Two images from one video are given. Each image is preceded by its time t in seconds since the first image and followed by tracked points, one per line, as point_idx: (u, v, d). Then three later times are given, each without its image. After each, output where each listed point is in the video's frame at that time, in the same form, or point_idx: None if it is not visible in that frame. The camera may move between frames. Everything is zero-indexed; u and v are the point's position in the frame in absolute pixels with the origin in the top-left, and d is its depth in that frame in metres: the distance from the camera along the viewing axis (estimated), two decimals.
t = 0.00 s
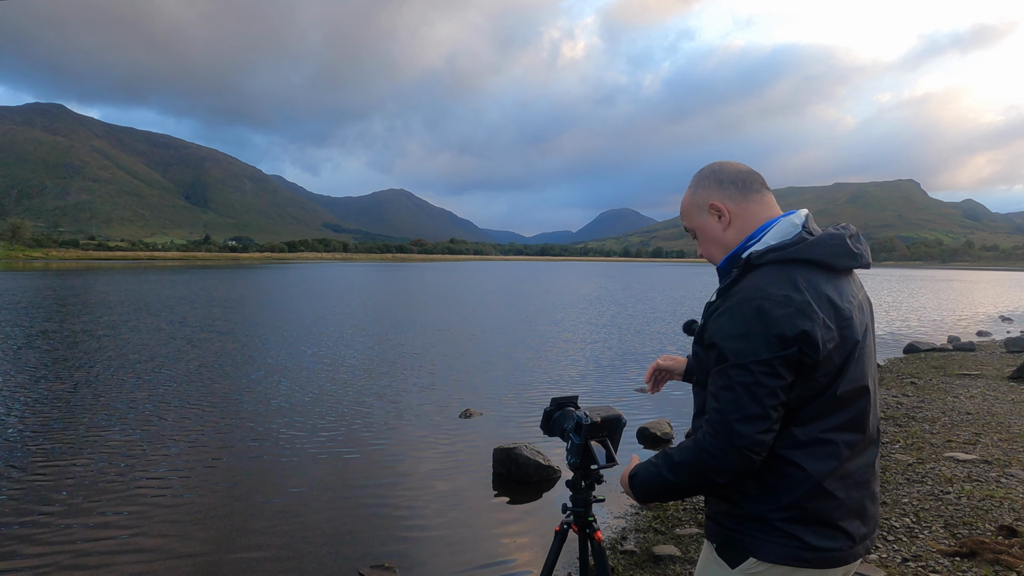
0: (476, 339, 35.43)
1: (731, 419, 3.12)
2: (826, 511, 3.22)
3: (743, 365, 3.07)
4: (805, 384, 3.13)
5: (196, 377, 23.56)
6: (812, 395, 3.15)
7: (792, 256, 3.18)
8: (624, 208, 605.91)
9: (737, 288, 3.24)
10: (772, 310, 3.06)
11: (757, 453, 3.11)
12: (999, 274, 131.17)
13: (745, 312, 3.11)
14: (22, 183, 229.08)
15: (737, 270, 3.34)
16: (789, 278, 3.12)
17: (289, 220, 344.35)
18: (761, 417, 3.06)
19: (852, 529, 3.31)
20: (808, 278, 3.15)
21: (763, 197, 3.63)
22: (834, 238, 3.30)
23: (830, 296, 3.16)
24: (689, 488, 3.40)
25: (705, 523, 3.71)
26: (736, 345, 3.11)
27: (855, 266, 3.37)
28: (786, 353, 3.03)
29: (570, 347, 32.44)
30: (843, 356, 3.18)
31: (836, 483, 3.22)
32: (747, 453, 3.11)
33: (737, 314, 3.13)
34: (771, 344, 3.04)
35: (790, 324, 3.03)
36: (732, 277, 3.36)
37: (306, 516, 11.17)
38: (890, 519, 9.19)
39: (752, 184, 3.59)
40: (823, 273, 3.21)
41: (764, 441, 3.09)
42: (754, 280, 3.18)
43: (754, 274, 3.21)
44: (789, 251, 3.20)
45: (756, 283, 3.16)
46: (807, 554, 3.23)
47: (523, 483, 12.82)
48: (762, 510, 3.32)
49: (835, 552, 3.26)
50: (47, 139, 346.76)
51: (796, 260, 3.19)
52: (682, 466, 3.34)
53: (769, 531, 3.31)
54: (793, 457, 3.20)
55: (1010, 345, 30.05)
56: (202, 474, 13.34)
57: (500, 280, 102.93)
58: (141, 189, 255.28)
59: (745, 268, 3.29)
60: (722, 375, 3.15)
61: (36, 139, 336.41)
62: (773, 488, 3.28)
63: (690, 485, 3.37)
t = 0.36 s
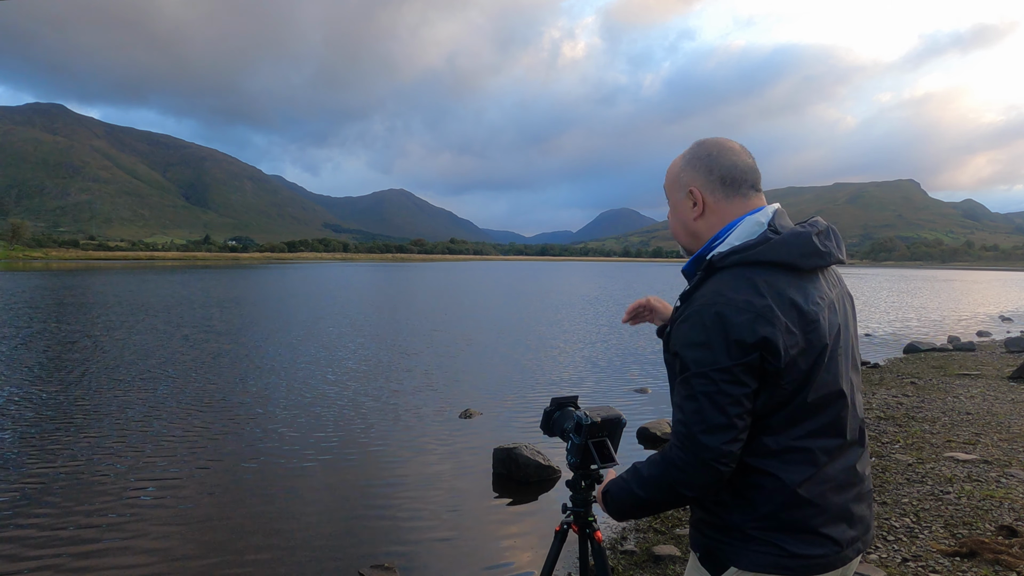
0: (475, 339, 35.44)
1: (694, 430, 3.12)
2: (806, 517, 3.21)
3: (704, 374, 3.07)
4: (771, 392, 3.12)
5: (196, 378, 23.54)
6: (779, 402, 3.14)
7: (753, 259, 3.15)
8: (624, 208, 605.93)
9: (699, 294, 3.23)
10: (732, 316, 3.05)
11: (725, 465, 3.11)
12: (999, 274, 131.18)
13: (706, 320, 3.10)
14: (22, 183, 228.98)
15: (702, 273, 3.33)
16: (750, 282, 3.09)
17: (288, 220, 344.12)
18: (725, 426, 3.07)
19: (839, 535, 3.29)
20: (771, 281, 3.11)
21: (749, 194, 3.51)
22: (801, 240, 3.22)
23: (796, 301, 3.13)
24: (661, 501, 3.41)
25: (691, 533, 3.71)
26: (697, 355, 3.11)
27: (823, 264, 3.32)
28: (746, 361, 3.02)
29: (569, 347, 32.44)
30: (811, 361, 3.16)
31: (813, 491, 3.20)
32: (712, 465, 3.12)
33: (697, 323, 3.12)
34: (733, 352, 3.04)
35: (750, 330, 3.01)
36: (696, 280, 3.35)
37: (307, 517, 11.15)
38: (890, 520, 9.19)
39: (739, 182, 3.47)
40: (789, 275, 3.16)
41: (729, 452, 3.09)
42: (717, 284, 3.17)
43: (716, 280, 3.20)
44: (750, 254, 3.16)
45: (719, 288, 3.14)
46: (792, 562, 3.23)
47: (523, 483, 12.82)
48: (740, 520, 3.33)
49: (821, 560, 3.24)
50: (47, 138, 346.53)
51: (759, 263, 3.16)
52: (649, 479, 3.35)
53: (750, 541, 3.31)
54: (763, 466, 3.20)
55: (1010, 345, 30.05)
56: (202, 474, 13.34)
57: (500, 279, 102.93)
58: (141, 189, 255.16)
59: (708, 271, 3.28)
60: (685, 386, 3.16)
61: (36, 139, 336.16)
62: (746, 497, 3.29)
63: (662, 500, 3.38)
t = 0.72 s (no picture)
0: (475, 339, 35.42)
1: (697, 428, 3.14)
2: (806, 514, 3.21)
3: (710, 373, 3.08)
4: (774, 393, 3.13)
5: (196, 378, 23.53)
6: (783, 402, 3.15)
7: (764, 262, 3.15)
8: (624, 208, 605.92)
9: (706, 294, 3.24)
10: (739, 318, 3.05)
11: (724, 462, 3.14)
12: (999, 274, 131.08)
13: (714, 319, 3.11)
14: (21, 183, 228.88)
15: (710, 273, 3.34)
16: (757, 284, 3.10)
17: (288, 220, 344.07)
18: (727, 425, 3.09)
19: (837, 530, 3.30)
20: (778, 284, 3.13)
21: (767, 193, 3.50)
22: (813, 245, 3.23)
23: (803, 304, 3.13)
24: (660, 494, 3.42)
25: (689, 526, 3.72)
26: (703, 353, 3.13)
27: (833, 270, 3.32)
28: (752, 362, 3.03)
29: (569, 347, 32.44)
30: (816, 363, 3.17)
31: (814, 488, 3.20)
32: (714, 461, 3.14)
33: (704, 323, 3.14)
34: (738, 353, 3.05)
35: (756, 332, 3.03)
36: (705, 281, 3.36)
37: (308, 517, 11.15)
38: (890, 520, 9.19)
39: (759, 180, 3.46)
40: (797, 280, 3.18)
41: (730, 450, 3.12)
42: (724, 286, 3.18)
43: (724, 281, 3.21)
44: (760, 256, 3.17)
45: (726, 289, 3.16)
46: (790, 556, 3.23)
47: (523, 483, 12.82)
48: (738, 514, 3.33)
49: (818, 553, 3.24)
50: (47, 139, 346.64)
51: (767, 266, 3.16)
52: (649, 473, 3.36)
53: (747, 535, 3.32)
54: (762, 464, 3.21)
55: (1010, 345, 30.04)
56: (202, 474, 13.36)
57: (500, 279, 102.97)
58: (141, 189, 255.14)
59: (718, 271, 3.29)
60: (689, 384, 3.17)
61: (36, 140, 336.18)
62: (747, 493, 3.30)
63: (661, 493, 3.40)
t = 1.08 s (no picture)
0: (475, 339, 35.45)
1: (727, 412, 3.12)
2: (821, 500, 3.23)
3: (739, 359, 3.08)
4: (797, 381, 3.15)
5: (196, 379, 23.54)
6: (805, 390, 3.16)
7: (789, 255, 3.18)
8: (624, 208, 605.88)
9: (732, 284, 3.25)
10: (768, 307, 3.07)
11: (753, 445, 3.12)
12: (999, 274, 131.02)
13: (742, 308, 3.12)
14: (22, 184, 228.95)
15: (733, 266, 3.35)
16: (784, 275, 3.13)
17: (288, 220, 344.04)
18: (756, 409, 3.08)
19: (846, 518, 3.32)
20: (802, 277, 3.16)
21: (788, 194, 3.53)
22: (834, 243, 3.30)
23: (825, 296, 3.18)
24: (684, 480, 3.39)
25: (700, 515, 3.68)
26: (733, 340, 3.13)
27: (850, 268, 3.39)
28: (780, 348, 3.04)
29: (569, 347, 32.46)
30: (836, 353, 3.21)
31: (832, 475, 3.23)
32: (742, 445, 3.12)
33: (733, 310, 3.14)
34: (768, 339, 3.05)
35: (785, 320, 3.04)
36: (729, 273, 3.37)
37: (307, 518, 11.16)
38: (890, 520, 9.20)
39: (780, 184, 3.48)
40: (820, 274, 3.22)
41: (758, 434, 3.11)
42: (751, 276, 3.20)
43: (750, 271, 3.22)
44: (787, 249, 3.21)
45: (754, 279, 3.17)
46: (804, 542, 3.23)
47: (523, 483, 12.82)
48: (757, 501, 3.31)
49: (829, 539, 3.25)
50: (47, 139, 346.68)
51: (794, 260, 3.20)
52: (677, 458, 3.33)
53: (765, 521, 3.29)
54: (786, 450, 3.21)
55: (1010, 345, 30.04)
56: (202, 474, 13.39)
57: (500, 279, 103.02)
58: (141, 189, 255.16)
59: (743, 263, 3.30)
60: (717, 369, 3.16)
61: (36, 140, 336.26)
62: (766, 480, 3.28)
63: (685, 478, 3.36)
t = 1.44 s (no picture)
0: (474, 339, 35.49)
1: (723, 396, 3.13)
2: (821, 490, 3.22)
3: (734, 346, 3.11)
4: (792, 369, 3.15)
5: (196, 380, 23.53)
6: (801, 377, 3.16)
7: (783, 248, 3.22)
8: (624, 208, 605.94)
9: (728, 276, 3.29)
10: (761, 294, 3.10)
11: (751, 429, 3.12)
12: (999, 274, 131.07)
13: (736, 296, 3.15)
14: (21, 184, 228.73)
15: (731, 260, 3.39)
16: (778, 267, 3.16)
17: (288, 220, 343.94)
18: (753, 393, 3.08)
19: (847, 511, 3.30)
20: (798, 269, 3.19)
21: (787, 194, 3.54)
22: (828, 238, 3.31)
23: (820, 288, 3.19)
24: (686, 467, 3.40)
25: (705, 508, 3.69)
26: (728, 328, 3.15)
27: (845, 263, 3.39)
28: (774, 334, 3.05)
29: (569, 347, 32.47)
30: (833, 344, 3.20)
31: (831, 466, 3.22)
32: (739, 428, 3.12)
33: (728, 298, 3.17)
34: (762, 325, 3.07)
35: (778, 307, 3.06)
36: (727, 266, 3.41)
37: (307, 518, 11.16)
38: (890, 520, 9.20)
39: (776, 184, 3.50)
40: (813, 266, 3.24)
41: (757, 418, 3.10)
42: (746, 267, 3.24)
43: (746, 263, 3.26)
44: (781, 242, 3.24)
45: (748, 270, 3.21)
46: (804, 534, 3.22)
47: (523, 483, 12.82)
48: (758, 490, 3.31)
49: (829, 531, 3.24)
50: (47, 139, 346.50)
51: (789, 252, 3.23)
52: (680, 443, 3.35)
53: (767, 512, 3.30)
54: (784, 437, 3.21)
55: (1010, 345, 30.05)
56: (203, 475, 13.38)
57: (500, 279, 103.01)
58: (141, 189, 254.94)
59: (739, 257, 3.36)
60: (715, 356, 3.19)
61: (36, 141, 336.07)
62: (766, 469, 3.28)
63: (688, 465, 3.38)
